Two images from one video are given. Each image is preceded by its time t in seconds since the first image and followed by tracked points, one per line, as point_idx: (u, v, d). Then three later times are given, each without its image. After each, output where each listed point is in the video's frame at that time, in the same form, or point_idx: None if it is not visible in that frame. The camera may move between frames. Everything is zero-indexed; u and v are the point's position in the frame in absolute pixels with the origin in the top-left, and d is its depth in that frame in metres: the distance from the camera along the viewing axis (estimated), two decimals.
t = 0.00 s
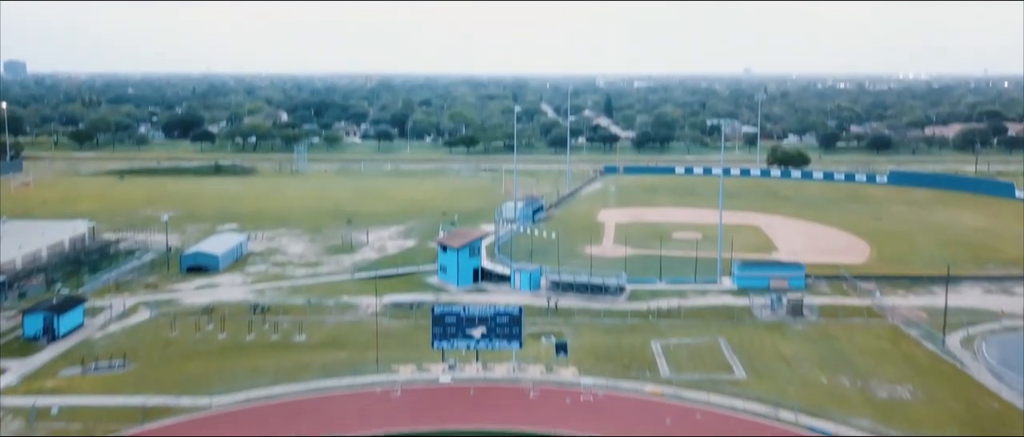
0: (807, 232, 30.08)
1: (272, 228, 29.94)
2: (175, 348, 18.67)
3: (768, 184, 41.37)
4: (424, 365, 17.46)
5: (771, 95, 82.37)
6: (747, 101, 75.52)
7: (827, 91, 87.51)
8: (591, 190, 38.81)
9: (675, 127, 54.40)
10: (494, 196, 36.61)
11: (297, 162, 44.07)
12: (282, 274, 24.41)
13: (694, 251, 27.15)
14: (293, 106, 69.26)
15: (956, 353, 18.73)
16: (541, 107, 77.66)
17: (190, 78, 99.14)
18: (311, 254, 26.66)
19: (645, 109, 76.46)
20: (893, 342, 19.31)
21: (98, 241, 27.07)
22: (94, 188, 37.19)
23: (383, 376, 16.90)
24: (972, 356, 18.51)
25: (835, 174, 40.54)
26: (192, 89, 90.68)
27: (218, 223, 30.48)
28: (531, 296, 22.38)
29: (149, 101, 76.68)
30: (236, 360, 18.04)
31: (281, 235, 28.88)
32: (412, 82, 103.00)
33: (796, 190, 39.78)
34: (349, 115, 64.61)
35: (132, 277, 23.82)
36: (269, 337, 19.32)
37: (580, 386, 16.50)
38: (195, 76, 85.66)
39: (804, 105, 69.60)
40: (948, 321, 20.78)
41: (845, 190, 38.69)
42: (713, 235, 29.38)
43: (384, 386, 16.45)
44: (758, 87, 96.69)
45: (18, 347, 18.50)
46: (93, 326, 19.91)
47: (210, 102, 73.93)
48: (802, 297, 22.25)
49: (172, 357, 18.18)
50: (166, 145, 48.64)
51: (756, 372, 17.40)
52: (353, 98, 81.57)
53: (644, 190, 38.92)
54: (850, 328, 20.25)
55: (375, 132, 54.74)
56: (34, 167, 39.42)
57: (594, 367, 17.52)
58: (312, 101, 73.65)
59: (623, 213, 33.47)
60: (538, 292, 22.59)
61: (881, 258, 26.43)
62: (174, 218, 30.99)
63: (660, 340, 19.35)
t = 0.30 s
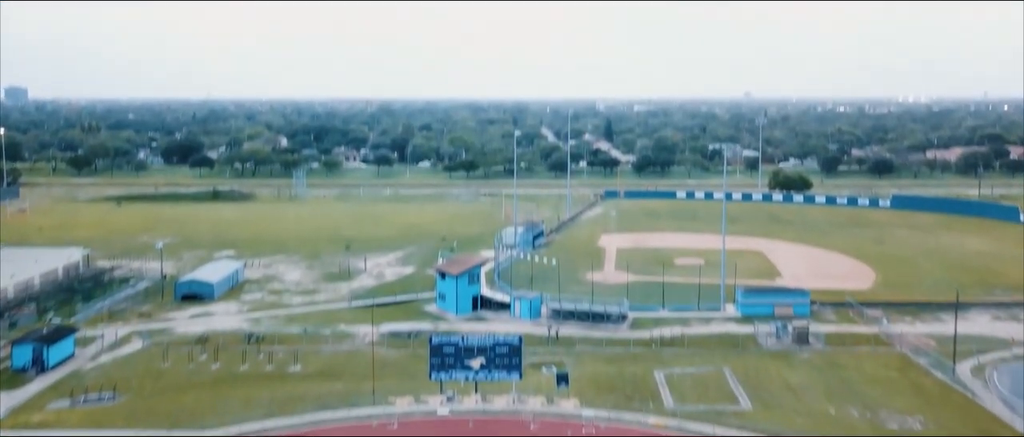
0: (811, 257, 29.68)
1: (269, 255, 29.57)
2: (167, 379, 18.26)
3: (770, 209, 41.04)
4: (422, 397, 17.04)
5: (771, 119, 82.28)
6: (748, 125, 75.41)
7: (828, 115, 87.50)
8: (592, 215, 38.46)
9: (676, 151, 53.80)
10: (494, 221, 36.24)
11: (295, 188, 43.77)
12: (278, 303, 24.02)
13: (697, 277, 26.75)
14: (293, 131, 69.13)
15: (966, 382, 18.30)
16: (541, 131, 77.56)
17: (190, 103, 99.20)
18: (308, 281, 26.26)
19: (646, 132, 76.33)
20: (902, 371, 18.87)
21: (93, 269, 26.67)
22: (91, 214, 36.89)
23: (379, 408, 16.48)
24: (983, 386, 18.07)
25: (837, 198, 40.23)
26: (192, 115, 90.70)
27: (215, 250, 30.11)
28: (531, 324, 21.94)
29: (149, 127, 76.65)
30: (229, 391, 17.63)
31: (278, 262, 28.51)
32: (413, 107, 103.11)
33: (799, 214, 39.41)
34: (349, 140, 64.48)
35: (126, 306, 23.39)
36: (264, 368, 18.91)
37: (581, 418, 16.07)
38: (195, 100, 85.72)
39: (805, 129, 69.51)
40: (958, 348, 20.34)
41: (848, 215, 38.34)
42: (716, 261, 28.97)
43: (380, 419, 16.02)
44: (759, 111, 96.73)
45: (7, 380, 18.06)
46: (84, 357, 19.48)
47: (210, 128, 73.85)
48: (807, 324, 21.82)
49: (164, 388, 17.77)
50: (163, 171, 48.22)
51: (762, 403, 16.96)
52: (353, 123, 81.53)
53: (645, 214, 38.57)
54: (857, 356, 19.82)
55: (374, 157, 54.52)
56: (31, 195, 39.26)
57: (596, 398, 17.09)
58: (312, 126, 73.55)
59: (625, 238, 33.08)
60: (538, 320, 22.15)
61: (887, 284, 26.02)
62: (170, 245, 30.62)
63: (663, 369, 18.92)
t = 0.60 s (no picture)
0: (814, 283, 29.27)
1: (265, 281, 29.18)
2: (157, 410, 17.81)
3: (772, 232, 40.68)
4: (418, 428, 16.58)
5: (770, 143, 82.41)
6: (747, 149, 75.49)
7: (827, 140, 87.66)
8: (592, 239, 38.10)
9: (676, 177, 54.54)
10: (494, 245, 35.90)
11: (293, 213, 43.49)
12: (273, 330, 23.60)
13: (699, 303, 26.33)
14: (292, 155, 69.17)
15: (977, 411, 17.85)
16: (541, 154, 77.60)
17: (189, 127, 99.36)
18: (303, 308, 25.85)
19: (646, 156, 76.37)
20: (911, 400, 18.41)
21: (86, 295, 26.25)
22: (86, 239, 36.58)
23: None
24: (994, 415, 17.61)
25: (839, 222, 39.91)
26: (191, 141, 90.82)
27: (211, 276, 29.74)
28: (530, 353, 21.50)
29: (148, 152, 76.74)
30: (220, 422, 17.16)
31: (273, 288, 28.11)
32: (412, 132, 103.36)
33: (802, 238, 39.07)
34: (348, 165, 64.45)
35: (117, 333, 22.96)
36: (256, 398, 18.46)
37: None
38: (194, 123, 85.93)
39: (805, 152, 69.56)
40: (967, 376, 19.89)
41: (851, 238, 38.00)
42: (718, 286, 28.55)
43: None
44: (758, 135, 96.93)
45: None
46: (73, 387, 19.03)
47: (209, 152, 73.91)
48: (813, 352, 21.38)
49: (153, 419, 17.31)
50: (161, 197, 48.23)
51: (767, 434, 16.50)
52: (352, 147, 81.66)
53: (646, 239, 38.23)
54: (864, 385, 19.35)
55: (373, 180, 54.36)
56: (26, 220, 38.98)
57: (597, 429, 16.63)
58: (311, 150, 73.62)
59: (625, 263, 32.70)
60: (538, 348, 21.72)
61: (893, 310, 25.60)
62: (164, 271, 30.25)
63: (666, 398, 18.48)
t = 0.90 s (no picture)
0: (818, 308, 28.82)
1: (260, 306, 28.78)
2: None
3: (774, 255, 40.30)
4: None
5: (770, 166, 82.29)
6: (747, 172, 75.34)
7: (827, 163, 87.62)
8: (592, 263, 37.68)
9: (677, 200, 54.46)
10: (492, 269, 35.47)
11: (291, 237, 43.16)
12: (267, 357, 23.15)
13: (701, 329, 25.89)
14: (290, 178, 68.99)
15: None
16: (541, 177, 77.44)
17: (188, 151, 99.08)
18: (299, 334, 25.41)
19: (645, 179, 76.19)
20: (919, 429, 17.96)
21: (77, 322, 25.82)
22: (81, 263, 36.21)
23: None
24: None
25: (841, 245, 39.56)
26: (190, 164, 90.68)
27: (205, 301, 29.31)
28: (529, 380, 21.05)
29: (146, 175, 76.58)
30: None
31: (268, 314, 27.69)
32: (412, 156, 103.31)
33: (804, 260, 38.66)
34: (346, 188, 64.20)
35: (108, 360, 22.52)
36: (248, 427, 18.01)
37: None
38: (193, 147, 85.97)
39: (805, 175, 69.41)
40: (976, 404, 19.44)
41: (854, 262, 37.58)
42: (720, 311, 28.10)
43: None
44: (758, 158, 96.89)
45: None
46: (60, 417, 18.58)
47: (208, 176, 73.70)
48: (818, 379, 20.94)
49: None
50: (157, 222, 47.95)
51: None
52: (351, 170, 81.47)
53: (646, 262, 37.82)
54: (871, 413, 18.90)
55: (372, 204, 54.10)
56: (20, 244, 38.67)
57: None
58: (310, 173, 73.43)
59: (626, 288, 32.26)
60: (537, 376, 21.26)
61: (898, 336, 25.15)
62: (158, 296, 29.83)
63: (668, 427, 18.04)
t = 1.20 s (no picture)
0: (821, 332, 28.39)
1: (255, 331, 28.36)
2: None
3: (775, 278, 39.92)
4: None
5: (771, 187, 82.10)
6: (748, 194, 75.13)
7: (828, 185, 87.56)
8: (592, 287, 37.30)
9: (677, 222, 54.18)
10: (491, 293, 35.09)
11: (288, 260, 42.80)
12: (260, 383, 22.72)
13: (703, 353, 25.46)
14: (289, 201, 68.77)
15: None
16: (540, 198, 77.22)
17: (188, 174, 99.12)
18: (293, 359, 24.98)
19: (645, 200, 75.95)
20: None
21: (68, 347, 25.40)
22: (75, 287, 35.84)
23: None
24: None
25: (843, 268, 39.16)
26: (189, 187, 90.59)
27: (199, 326, 28.91)
28: (527, 407, 20.59)
29: (145, 198, 76.50)
30: None
31: (263, 339, 27.28)
32: (411, 178, 103.18)
33: (806, 283, 38.27)
34: (345, 210, 63.92)
35: (98, 387, 22.10)
36: None
37: None
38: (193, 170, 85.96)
39: (806, 196, 69.18)
40: (985, 432, 18.98)
41: (857, 284, 37.17)
42: (722, 336, 27.67)
43: None
44: (758, 180, 96.78)
45: None
46: None
47: (206, 198, 73.49)
48: (822, 406, 20.48)
49: None
50: (154, 246, 47.72)
51: None
52: (350, 192, 81.27)
53: (647, 286, 37.43)
54: None
55: (370, 226, 53.79)
56: (15, 268, 38.34)
57: None
58: (308, 196, 73.20)
59: (626, 312, 31.87)
60: (535, 403, 20.81)
61: (904, 360, 24.70)
62: (152, 321, 29.43)
63: None
